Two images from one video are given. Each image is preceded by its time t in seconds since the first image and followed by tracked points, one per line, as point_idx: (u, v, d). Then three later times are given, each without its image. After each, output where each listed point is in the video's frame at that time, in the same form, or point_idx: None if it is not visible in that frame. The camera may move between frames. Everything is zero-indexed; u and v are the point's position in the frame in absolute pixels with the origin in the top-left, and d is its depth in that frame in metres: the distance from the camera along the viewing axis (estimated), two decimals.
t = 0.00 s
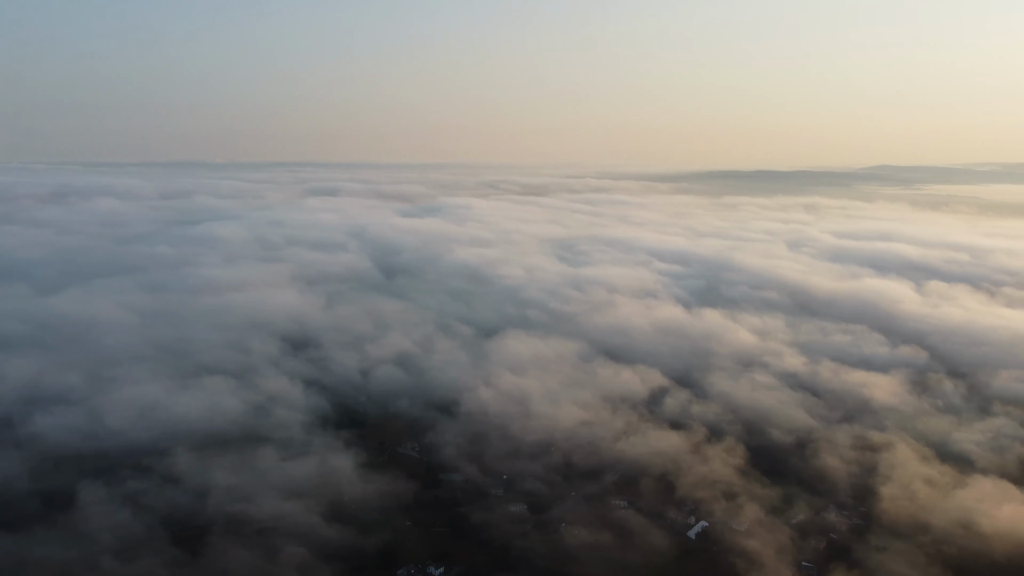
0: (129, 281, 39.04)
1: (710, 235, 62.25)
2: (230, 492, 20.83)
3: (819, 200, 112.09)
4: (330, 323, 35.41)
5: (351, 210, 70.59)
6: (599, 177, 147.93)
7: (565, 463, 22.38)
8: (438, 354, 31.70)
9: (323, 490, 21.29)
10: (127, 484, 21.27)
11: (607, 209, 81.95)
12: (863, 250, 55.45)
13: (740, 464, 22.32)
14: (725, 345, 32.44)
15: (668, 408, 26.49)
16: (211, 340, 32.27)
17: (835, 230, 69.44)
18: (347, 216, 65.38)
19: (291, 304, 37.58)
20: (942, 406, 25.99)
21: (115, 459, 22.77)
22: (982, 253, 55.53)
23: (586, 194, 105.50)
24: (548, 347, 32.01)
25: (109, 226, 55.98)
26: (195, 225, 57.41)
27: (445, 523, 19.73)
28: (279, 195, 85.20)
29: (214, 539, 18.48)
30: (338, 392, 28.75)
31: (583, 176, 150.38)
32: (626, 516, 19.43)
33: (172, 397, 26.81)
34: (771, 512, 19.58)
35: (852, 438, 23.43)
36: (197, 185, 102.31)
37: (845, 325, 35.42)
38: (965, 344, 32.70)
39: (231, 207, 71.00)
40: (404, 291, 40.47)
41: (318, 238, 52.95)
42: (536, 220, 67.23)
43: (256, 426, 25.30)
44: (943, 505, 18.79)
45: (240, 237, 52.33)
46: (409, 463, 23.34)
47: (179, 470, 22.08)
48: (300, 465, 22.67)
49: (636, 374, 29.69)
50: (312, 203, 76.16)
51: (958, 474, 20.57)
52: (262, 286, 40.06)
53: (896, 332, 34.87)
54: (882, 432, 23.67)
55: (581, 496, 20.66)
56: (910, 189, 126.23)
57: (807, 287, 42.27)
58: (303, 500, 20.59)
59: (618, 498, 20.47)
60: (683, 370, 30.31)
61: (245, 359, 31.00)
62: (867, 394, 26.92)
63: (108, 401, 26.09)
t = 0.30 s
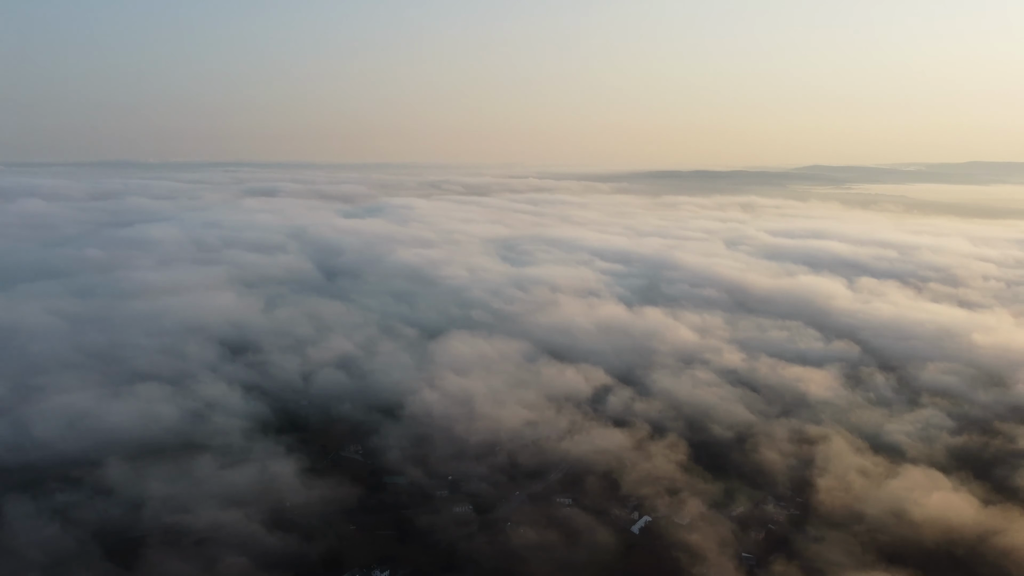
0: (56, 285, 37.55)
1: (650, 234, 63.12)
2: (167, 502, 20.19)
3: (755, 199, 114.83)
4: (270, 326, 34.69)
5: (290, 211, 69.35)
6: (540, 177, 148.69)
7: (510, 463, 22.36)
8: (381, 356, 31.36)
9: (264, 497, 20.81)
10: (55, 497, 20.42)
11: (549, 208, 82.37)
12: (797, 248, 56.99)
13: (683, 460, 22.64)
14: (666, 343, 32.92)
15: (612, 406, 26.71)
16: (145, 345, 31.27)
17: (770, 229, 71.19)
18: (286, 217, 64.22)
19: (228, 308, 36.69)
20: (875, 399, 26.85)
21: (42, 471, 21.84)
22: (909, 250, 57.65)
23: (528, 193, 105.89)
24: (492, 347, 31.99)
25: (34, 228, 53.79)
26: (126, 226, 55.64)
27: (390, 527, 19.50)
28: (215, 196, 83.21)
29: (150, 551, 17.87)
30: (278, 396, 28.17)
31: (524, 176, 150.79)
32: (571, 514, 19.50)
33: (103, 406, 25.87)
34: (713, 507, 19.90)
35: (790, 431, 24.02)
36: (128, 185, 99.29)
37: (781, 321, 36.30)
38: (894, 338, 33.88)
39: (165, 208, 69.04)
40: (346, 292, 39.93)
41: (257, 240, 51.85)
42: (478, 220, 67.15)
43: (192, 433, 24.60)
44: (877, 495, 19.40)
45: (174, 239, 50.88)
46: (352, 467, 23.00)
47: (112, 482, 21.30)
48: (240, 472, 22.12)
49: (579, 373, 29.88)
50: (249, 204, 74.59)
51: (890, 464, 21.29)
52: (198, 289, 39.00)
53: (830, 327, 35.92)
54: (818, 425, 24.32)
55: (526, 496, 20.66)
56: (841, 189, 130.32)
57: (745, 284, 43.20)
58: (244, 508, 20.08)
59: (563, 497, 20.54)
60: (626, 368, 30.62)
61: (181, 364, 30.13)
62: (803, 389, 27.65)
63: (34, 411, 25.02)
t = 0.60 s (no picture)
0: None
1: (592, 233, 63.66)
2: (99, 515, 19.45)
3: (693, 199, 117.00)
4: (206, 330, 33.81)
5: (227, 212, 67.80)
6: (482, 177, 148.71)
7: (455, 465, 22.23)
8: (322, 360, 30.86)
9: (203, 506, 20.23)
10: None
11: (491, 209, 82.40)
12: (734, 247, 58.23)
13: (627, 457, 22.87)
14: (609, 341, 33.23)
15: (556, 405, 26.82)
16: (74, 353, 30.11)
17: (707, 228, 72.61)
18: (222, 218, 62.74)
19: (163, 312, 35.62)
20: (810, 393, 27.60)
21: None
22: (840, 247, 59.49)
23: (470, 193, 105.75)
24: (436, 348, 31.79)
25: None
26: (52, 229, 53.56)
27: (334, 534, 19.17)
28: (147, 197, 80.74)
29: (82, 567, 17.17)
30: (216, 402, 27.46)
31: (466, 176, 150.57)
32: (518, 515, 19.50)
33: (30, 416, 24.81)
34: (658, 503, 20.15)
35: (730, 427, 24.49)
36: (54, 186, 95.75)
37: (720, 318, 37.03)
38: (828, 333, 34.89)
39: (94, 210, 66.75)
40: (286, 295, 39.20)
41: (192, 242, 50.50)
42: (420, 220, 66.75)
43: (125, 443, 23.75)
44: (814, 487, 19.91)
45: (104, 242, 49.19)
46: (294, 473, 22.57)
47: (40, 496, 20.41)
48: (176, 482, 21.47)
49: (524, 373, 29.93)
50: (184, 205, 72.62)
51: (826, 456, 21.89)
52: (130, 293, 37.77)
53: (767, 323, 36.79)
54: (757, 420, 24.87)
55: (473, 497, 20.58)
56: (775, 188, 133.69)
57: (684, 282, 43.94)
58: (181, 519, 19.49)
59: (510, 498, 20.50)
60: (570, 367, 30.81)
61: (113, 372, 29.11)
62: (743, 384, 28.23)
63: None
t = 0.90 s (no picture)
0: None
1: (535, 233, 63.87)
2: (28, 531, 18.63)
3: (634, 198, 118.42)
4: (141, 336, 32.78)
5: (161, 214, 65.94)
6: (425, 177, 147.95)
7: (402, 468, 22.00)
8: (263, 364, 30.22)
9: (139, 518, 19.56)
10: None
11: (435, 209, 82.03)
12: (675, 245, 59.13)
13: (573, 456, 22.97)
14: (554, 341, 33.37)
15: (502, 405, 26.80)
16: None
17: (649, 227, 73.57)
18: (157, 219, 60.97)
19: (95, 318, 34.40)
20: (750, 388, 28.20)
21: None
22: (777, 245, 60.97)
23: (413, 194, 105.08)
24: (380, 350, 31.44)
25: None
26: None
27: (278, 543, 18.75)
28: (77, 199, 77.90)
29: None
30: (153, 410, 26.63)
31: (409, 176, 149.58)
32: (465, 516, 19.40)
33: None
34: (604, 501, 20.29)
35: (673, 423, 24.84)
36: None
37: (663, 316, 37.55)
38: (767, 329, 35.71)
39: (19, 211, 64.13)
40: (225, 298, 38.29)
41: (125, 244, 48.94)
42: (363, 220, 66.05)
43: (55, 455, 22.82)
44: (756, 481, 20.33)
45: (31, 245, 47.28)
46: (235, 481, 22.02)
47: None
48: (111, 493, 20.73)
49: (469, 374, 29.83)
50: (116, 206, 70.31)
51: (767, 450, 22.36)
52: (59, 298, 36.36)
53: (708, 320, 37.44)
54: (700, 416, 25.28)
55: (419, 500, 20.38)
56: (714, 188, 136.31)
57: (628, 281, 44.43)
58: (117, 532, 18.81)
59: (457, 499, 20.38)
60: (515, 367, 30.83)
61: (42, 380, 27.96)
62: (686, 381, 28.66)
63: None
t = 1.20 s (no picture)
0: None
1: (480, 233, 63.77)
2: None
3: (578, 198, 119.28)
4: (73, 342, 31.57)
5: (92, 216, 63.70)
6: (367, 177, 146.40)
7: (347, 472, 21.69)
8: (203, 369, 29.44)
9: (73, 531, 18.82)
10: None
11: (378, 209, 81.23)
12: (618, 244, 59.75)
13: (520, 456, 22.97)
14: (500, 341, 33.36)
15: (449, 407, 26.65)
16: None
17: (593, 226, 74.21)
18: (88, 222, 58.89)
19: (22, 324, 33.00)
20: (694, 385, 28.65)
21: None
22: (717, 244, 62.12)
23: (355, 194, 103.87)
24: (324, 354, 30.95)
25: None
26: None
27: (220, 553, 18.29)
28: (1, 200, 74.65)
29: None
30: (86, 419, 25.67)
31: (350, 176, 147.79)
32: (413, 520, 19.21)
33: None
34: (552, 500, 20.34)
35: (619, 421, 25.07)
36: None
37: (607, 315, 37.87)
38: (708, 326, 36.37)
39: None
40: (161, 302, 37.19)
41: (54, 247, 47.12)
42: (304, 221, 65.00)
43: None
44: (700, 477, 20.65)
45: None
46: (174, 490, 21.38)
47: None
48: (42, 506, 19.88)
49: (415, 376, 29.58)
50: (44, 208, 67.65)
51: (710, 446, 22.74)
52: None
53: (651, 318, 37.93)
54: (644, 413, 25.56)
55: (366, 505, 20.10)
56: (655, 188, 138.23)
57: (572, 281, 44.71)
58: (49, 546, 18.04)
59: (404, 503, 20.17)
60: (462, 368, 30.71)
61: None
62: (631, 379, 28.97)
63: None
